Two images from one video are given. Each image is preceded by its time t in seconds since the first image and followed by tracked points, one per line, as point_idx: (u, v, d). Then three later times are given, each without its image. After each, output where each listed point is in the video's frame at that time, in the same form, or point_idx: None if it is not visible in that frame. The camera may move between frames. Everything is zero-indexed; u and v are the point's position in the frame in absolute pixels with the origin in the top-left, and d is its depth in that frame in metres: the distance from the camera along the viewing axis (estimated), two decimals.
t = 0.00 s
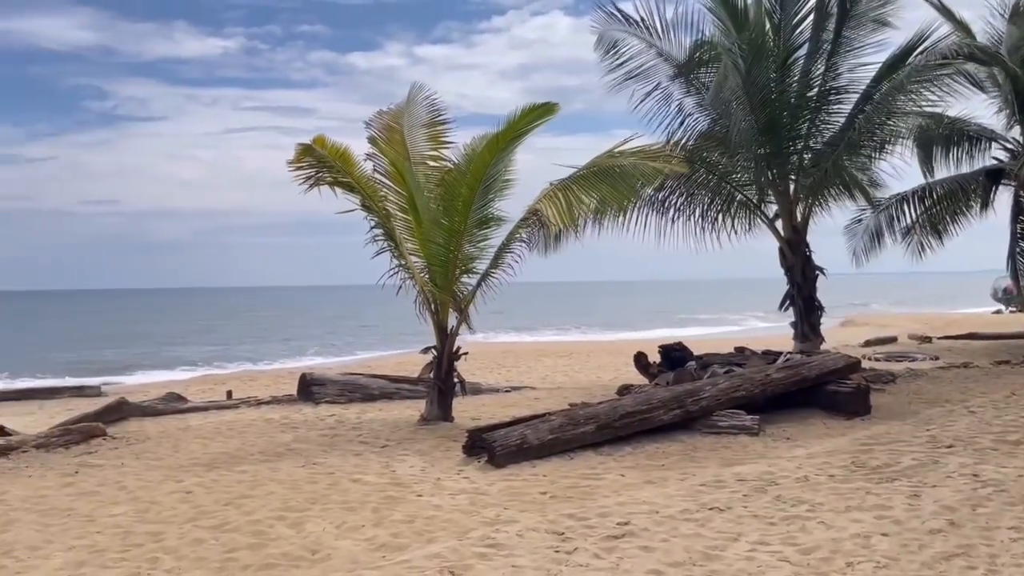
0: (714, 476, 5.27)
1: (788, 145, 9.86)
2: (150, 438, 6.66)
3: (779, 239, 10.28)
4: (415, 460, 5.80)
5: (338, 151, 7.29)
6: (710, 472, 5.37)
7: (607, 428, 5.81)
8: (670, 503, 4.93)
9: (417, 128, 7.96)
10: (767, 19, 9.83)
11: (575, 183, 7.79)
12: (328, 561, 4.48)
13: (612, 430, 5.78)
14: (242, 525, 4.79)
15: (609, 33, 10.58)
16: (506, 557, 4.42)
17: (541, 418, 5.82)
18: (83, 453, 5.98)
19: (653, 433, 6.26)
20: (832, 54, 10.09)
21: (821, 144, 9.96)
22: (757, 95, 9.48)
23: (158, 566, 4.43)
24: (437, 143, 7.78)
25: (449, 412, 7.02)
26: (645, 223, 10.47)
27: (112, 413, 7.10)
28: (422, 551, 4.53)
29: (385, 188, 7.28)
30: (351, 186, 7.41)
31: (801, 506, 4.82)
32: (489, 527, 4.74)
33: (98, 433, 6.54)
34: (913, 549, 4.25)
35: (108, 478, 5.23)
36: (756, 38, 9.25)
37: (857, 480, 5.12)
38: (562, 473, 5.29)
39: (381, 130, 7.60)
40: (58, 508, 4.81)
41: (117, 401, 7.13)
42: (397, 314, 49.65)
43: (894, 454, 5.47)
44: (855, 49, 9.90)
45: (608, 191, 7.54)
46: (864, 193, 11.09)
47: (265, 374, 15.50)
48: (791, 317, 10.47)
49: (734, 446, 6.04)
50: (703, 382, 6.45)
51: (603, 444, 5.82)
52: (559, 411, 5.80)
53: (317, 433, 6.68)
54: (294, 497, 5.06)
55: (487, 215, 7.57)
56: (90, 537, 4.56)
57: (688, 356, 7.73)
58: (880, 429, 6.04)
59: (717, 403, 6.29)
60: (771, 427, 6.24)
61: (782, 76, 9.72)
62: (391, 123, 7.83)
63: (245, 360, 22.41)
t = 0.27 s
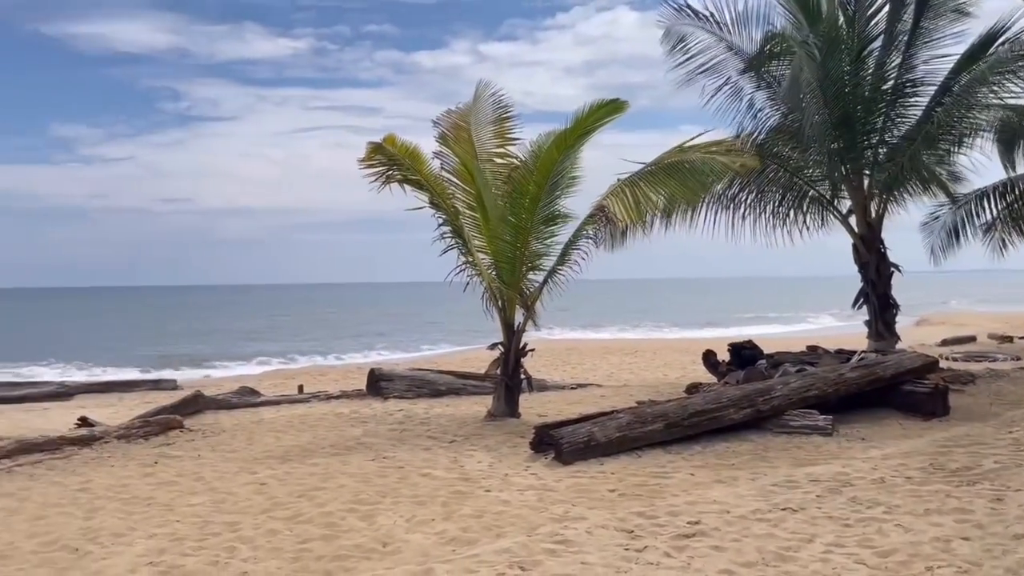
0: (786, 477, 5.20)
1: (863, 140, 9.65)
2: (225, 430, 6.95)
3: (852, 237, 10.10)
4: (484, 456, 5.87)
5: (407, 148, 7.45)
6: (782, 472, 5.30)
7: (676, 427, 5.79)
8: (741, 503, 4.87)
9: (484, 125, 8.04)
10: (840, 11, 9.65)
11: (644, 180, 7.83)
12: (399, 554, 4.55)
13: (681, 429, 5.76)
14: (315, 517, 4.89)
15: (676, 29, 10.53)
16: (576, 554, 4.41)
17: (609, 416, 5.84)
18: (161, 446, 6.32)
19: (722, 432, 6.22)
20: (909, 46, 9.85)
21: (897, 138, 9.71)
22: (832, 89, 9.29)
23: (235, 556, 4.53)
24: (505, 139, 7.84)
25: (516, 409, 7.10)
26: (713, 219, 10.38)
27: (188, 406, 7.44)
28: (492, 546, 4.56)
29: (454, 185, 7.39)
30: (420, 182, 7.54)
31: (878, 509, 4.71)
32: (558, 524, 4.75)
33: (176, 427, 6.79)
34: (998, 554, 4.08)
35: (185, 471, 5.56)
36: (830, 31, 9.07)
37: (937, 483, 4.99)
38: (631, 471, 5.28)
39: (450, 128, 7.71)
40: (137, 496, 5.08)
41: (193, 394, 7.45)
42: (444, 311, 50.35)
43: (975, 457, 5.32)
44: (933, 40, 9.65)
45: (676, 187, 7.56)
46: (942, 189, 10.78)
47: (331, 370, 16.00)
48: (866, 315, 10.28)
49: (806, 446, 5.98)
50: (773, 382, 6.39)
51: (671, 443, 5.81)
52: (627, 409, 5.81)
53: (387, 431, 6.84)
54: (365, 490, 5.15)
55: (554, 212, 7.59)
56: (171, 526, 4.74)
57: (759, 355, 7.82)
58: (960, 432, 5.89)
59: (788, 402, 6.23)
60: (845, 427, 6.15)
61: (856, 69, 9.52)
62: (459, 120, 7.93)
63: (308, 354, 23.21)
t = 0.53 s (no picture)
0: (860, 478, 5.11)
1: (940, 132, 9.23)
2: (296, 422, 7.19)
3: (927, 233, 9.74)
4: (551, 452, 5.90)
5: (474, 147, 7.72)
6: (855, 472, 5.22)
7: (745, 425, 5.75)
8: (814, 503, 4.80)
9: (549, 122, 8.16)
10: None
11: (712, 173, 7.74)
12: (467, 548, 4.58)
13: (750, 427, 5.72)
14: (385, 509, 4.98)
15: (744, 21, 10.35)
16: (644, 551, 4.39)
17: (677, 414, 5.82)
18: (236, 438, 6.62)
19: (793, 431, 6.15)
20: (992, 32, 9.35)
21: (977, 130, 9.25)
22: (907, 80, 8.89)
23: (308, 545, 4.61)
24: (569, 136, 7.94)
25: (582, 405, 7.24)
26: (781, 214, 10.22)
27: (261, 399, 7.90)
28: (560, 542, 4.56)
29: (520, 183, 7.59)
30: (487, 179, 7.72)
31: (957, 512, 4.58)
32: (626, 521, 4.73)
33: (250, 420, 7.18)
34: None
35: (258, 464, 5.88)
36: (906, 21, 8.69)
37: (1020, 486, 4.83)
38: (700, 470, 5.25)
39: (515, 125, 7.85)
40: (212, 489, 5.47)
41: (264, 386, 7.89)
42: (487, 310, 50.72)
43: None
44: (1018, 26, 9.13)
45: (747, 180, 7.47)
46: None
47: (393, 365, 16.39)
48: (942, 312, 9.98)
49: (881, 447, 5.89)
50: (846, 380, 6.29)
51: (741, 442, 5.76)
52: (695, 406, 5.79)
53: (453, 426, 6.94)
54: (433, 484, 5.22)
55: (620, 208, 7.63)
56: (245, 516, 4.90)
57: (830, 353, 7.79)
58: None
59: (861, 401, 6.12)
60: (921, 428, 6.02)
61: (933, 59, 9.11)
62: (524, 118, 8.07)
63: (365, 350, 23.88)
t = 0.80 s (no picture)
0: (932, 479, 5.01)
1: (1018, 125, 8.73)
2: (359, 417, 7.37)
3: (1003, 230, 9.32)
4: (613, 448, 5.92)
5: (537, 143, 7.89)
6: (927, 474, 5.12)
7: (812, 424, 5.69)
8: (884, 504, 4.71)
9: (611, 118, 8.28)
10: None
11: (778, 167, 7.73)
12: (532, 542, 4.59)
13: (817, 426, 5.66)
14: (449, 503, 5.05)
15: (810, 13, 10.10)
16: (710, 549, 4.36)
17: (742, 411, 5.79)
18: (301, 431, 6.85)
19: (861, 431, 6.07)
20: None
21: None
22: (980, 73, 8.42)
23: (374, 537, 4.69)
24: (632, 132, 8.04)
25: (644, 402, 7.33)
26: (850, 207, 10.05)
27: (326, 393, 8.29)
28: (624, 538, 4.56)
29: (583, 180, 7.74)
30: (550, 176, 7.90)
31: None
32: (691, 519, 4.69)
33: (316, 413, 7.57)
34: None
35: (323, 457, 6.09)
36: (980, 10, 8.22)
37: None
38: (765, 469, 5.20)
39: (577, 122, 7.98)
40: (279, 480, 5.56)
41: (329, 381, 8.31)
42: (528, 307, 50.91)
43: None
44: None
45: (814, 173, 7.46)
46: None
47: (449, 362, 16.69)
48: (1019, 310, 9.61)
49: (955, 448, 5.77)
50: (916, 379, 6.18)
51: (807, 441, 5.70)
52: (761, 404, 5.76)
53: (515, 422, 7.02)
54: (497, 479, 5.28)
55: (684, 204, 7.72)
56: (312, 508, 5.02)
57: (900, 351, 7.90)
58: None
59: (933, 401, 6.02)
60: (997, 428, 5.90)
61: (1010, 48, 8.58)
62: (586, 114, 8.19)
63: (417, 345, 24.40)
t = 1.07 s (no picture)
0: (1002, 480, 4.88)
1: None
2: (416, 412, 7.59)
3: None
4: (670, 445, 5.94)
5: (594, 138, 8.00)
6: (996, 475, 5.00)
7: (875, 423, 5.62)
8: (951, 505, 4.61)
9: (667, 113, 8.35)
10: None
11: (839, 161, 7.65)
12: (589, 539, 4.59)
13: (880, 425, 5.60)
14: (506, 498, 5.10)
15: None
16: (770, 549, 4.31)
17: (802, 410, 5.76)
18: (358, 425, 7.02)
19: (926, 429, 5.96)
20: None
21: None
22: None
23: (432, 530, 4.75)
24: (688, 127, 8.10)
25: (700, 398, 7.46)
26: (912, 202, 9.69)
27: (384, 386, 8.58)
28: (682, 536, 4.55)
29: (640, 173, 7.86)
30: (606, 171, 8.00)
31: None
32: (751, 518, 4.65)
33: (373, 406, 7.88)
34: None
35: (382, 450, 6.16)
36: None
37: None
38: (826, 468, 5.15)
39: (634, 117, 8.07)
40: (338, 472, 5.64)
41: (388, 374, 8.58)
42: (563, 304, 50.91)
43: None
44: None
45: (876, 168, 7.38)
46: None
47: (497, 358, 16.88)
48: None
49: None
50: (983, 378, 6.09)
51: (869, 440, 5.64)
52: (822, 403, 5.72)
53: (570, 417, 7.05)
54: (553, 475, 5.33)
55: (741, 198, 7.76)
56: (370, 501, 5.12)
57: (965, 348, 7.99)
58: None
59: (1002, 400, 5.92)
60: None
61: None
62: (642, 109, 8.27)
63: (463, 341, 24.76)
